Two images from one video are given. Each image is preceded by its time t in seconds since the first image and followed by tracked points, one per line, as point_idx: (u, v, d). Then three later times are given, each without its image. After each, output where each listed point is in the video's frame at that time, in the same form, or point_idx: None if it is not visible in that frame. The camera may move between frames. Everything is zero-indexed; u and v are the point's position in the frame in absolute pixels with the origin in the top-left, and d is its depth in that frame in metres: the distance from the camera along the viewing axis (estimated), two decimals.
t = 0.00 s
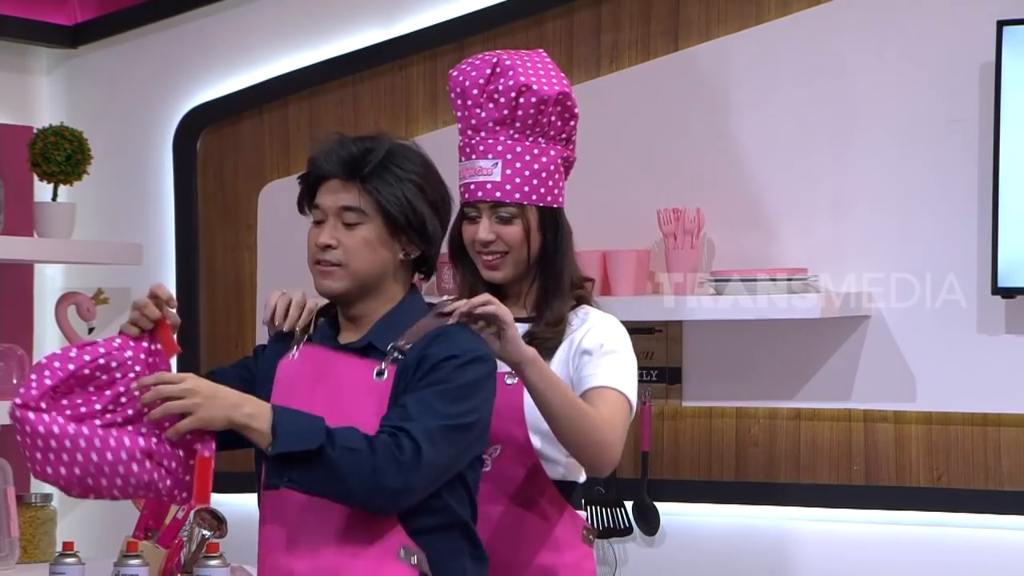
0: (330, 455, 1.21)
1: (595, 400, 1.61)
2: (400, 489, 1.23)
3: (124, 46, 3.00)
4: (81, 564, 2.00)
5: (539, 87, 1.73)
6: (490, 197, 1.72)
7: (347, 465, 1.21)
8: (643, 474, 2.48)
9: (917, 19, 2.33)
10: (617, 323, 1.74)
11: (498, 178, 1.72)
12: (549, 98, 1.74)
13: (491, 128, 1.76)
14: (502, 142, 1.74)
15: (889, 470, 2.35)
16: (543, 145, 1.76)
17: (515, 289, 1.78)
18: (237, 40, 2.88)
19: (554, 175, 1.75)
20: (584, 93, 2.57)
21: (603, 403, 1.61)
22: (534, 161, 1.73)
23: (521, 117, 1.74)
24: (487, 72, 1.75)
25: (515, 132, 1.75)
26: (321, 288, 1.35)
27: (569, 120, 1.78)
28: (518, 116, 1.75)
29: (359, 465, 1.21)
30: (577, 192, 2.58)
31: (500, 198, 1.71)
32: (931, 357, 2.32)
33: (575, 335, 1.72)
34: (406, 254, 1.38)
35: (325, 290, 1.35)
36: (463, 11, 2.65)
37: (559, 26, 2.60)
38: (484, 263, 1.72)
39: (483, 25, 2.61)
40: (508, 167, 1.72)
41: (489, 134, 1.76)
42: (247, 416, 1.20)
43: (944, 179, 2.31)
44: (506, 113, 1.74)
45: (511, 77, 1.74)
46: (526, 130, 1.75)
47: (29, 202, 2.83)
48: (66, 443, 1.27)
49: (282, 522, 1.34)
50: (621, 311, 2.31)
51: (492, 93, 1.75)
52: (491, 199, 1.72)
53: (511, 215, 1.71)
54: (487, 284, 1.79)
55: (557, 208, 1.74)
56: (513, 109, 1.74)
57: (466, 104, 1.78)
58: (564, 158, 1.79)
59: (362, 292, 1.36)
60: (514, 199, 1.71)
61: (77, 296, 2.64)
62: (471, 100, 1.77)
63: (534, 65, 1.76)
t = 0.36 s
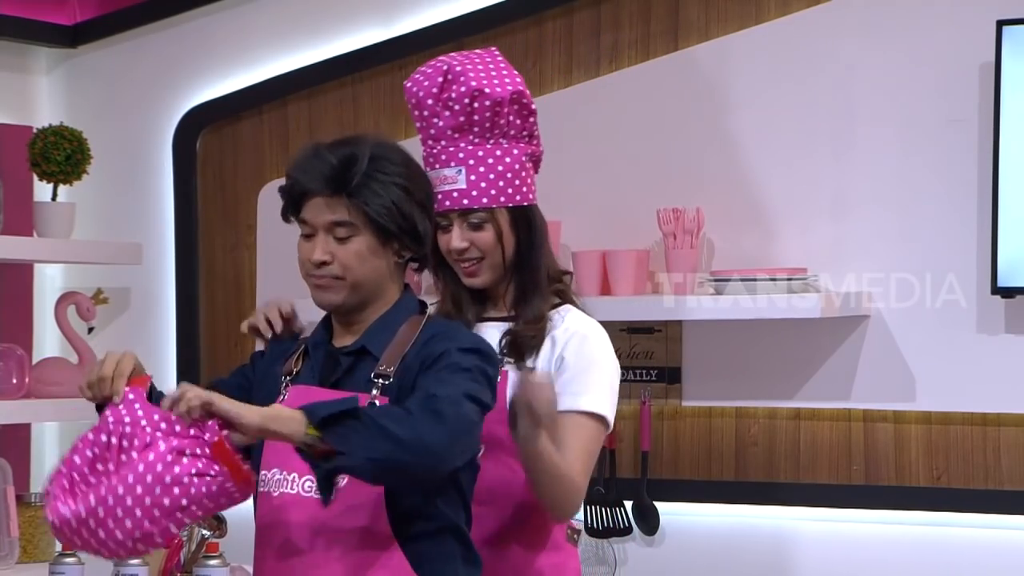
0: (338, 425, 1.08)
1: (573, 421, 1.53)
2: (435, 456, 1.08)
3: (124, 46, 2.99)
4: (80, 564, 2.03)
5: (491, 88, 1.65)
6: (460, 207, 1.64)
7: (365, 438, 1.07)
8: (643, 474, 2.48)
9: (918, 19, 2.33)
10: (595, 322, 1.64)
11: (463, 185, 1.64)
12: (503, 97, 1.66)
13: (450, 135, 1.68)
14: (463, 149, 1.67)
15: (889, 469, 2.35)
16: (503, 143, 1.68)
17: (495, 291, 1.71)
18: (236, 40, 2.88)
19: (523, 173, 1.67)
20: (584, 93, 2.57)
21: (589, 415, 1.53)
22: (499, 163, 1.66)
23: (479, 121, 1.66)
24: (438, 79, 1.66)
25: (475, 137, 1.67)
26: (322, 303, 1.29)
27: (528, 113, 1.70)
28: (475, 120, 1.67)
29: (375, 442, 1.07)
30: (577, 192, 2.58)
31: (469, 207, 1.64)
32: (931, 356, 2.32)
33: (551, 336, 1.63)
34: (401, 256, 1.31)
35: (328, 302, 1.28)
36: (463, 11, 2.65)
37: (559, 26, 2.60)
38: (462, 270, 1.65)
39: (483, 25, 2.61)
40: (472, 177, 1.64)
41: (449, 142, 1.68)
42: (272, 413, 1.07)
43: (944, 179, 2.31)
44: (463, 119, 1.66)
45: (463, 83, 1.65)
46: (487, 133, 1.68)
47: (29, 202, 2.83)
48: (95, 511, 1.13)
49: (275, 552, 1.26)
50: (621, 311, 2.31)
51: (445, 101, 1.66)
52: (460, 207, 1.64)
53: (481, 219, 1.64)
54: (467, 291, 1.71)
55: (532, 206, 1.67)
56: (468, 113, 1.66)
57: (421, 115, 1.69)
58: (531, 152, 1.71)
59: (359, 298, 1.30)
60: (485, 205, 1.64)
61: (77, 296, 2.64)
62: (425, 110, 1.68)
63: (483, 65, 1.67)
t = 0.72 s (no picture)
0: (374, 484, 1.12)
1: (554, 416, 1.49)
2: (440, 540, 1.16)
3: (125, 46, 3.00)
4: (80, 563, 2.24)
5: (461, 75, 1.66)
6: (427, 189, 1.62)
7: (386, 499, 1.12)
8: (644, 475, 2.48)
9: (918, 19, 2.33)
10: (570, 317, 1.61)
11: (428, 169, 1.64)
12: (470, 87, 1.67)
13: (419, 122, 1.69)
14: (431, 135, 1.67)
15: (890, 469, 2.35)
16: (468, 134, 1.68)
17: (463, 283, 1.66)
18: (237, 40, 2.88)
19: (489, 164, 1.66)
20: (585, 93, 2.57)
21: (573, 406, 1.50)
22: (465, 150, 1.65)
23: (447, 108, 1.68)
24: (409, 67, 1.69)
25: (442, 124, 1.68)
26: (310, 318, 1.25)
27: (498, 108, 1.71)
28: (444, 107, 1.68)
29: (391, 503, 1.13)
30: (577, 192, 2.58)
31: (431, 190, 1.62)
32: (931, 357, 2.32)
33: (519, 335, 1.58)
34: (386, 262, 1.27)
35: (316, 321, 1.25)
36: (464, 11, 2.65)
37: (559, 25, 2.61)
38: (426, 259, 1.61)
39: (483, 25, 2.62)
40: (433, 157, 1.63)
41: (418, 129, 1.69)
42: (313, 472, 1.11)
43: (945, 179, 2.31)
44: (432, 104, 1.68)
45: (433, 69, 1.67)
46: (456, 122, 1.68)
47: (30, 202, 2.83)
48: (100, 517, 1.17)
49: (274, 557, 1.28)
50: (621, 311, 2.31)
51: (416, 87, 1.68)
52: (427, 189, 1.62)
53: (445, 206, 1.61)
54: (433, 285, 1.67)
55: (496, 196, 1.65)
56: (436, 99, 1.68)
57: (393, 103, 1.72)
58: (498, 146, 1.71)
59: (350, 310, 1.26)
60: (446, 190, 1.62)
61: (78, 296, 2.64)
62: (396, 98, 1.70)
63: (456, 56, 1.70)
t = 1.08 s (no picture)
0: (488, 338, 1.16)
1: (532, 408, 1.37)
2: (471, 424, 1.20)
3: (140, 46, 3.00)
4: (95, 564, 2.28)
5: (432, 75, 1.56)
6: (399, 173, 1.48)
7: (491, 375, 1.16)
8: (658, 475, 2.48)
9: (933, 19, 2.32)
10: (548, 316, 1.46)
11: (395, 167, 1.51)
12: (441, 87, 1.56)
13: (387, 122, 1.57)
14: (399, 134, 1.55)
15: (905, 469, 2.34)
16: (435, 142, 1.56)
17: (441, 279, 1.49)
18: (252, 40, 2.88)
19: (458, 163, 1.53)
20: (599, 94, 2.57)
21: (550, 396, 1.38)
22: (435, 147, 1.52)
23: (416, 106, 1.55)
24: (377, 68, 1.60)
25: (411, 123, 1.55)
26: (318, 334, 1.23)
27: (467, 109, 1.59)
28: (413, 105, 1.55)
29: (488, 368, 1.16)
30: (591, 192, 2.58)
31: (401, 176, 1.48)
32: (947, 357, 2.31)
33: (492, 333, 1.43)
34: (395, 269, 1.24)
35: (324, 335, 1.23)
36: (479, 11, 2.66)
37: (573, 26, 2.61)
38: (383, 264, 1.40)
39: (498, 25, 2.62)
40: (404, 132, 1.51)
41: (386, 129, 1.57)
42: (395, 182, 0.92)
43: (961, 179, 2.30)
44: (400, 103, 1.56)
45: (402, 66, 1.57)
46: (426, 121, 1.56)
47: (45, 203, 2.84)
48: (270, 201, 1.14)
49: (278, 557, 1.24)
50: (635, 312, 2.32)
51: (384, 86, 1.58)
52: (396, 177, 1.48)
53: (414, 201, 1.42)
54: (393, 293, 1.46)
55: (466, 193, 1.50)
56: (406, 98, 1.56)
57: (361, 105, 1.61)
58: (468, 148, 1.58)
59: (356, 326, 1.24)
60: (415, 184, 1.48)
61: (93, 296, 2.64)
62: (364, 99, 1.60)
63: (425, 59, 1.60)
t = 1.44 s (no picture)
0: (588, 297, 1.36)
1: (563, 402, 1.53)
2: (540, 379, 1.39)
3: (177, 48, 3.02)
4: (135, 564, 2.28)
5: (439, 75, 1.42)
6: (408, 211, 1.39)
7: (574, 331, 1.36)
8: (694, 475, 2.48)
9: (970, 18, 2.31)
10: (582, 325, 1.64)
11: (396, 186, 1.39)
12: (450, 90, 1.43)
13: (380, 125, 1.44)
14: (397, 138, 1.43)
15: (943, 470, 2.32)
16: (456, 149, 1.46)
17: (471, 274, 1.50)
18: (287, 42, 2.89)
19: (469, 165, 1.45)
20: (634, 94, 2.57)
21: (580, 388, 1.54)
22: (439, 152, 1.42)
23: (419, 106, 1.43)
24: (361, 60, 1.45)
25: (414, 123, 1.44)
26: (357, 310, 1.40)
27: (475, 109, 1.48)
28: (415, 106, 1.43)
29: (575, 322, 1.36)
30: (628, 192, 2.58)
31: (413, 214, 1.40)
32: (985, 358, 2.29)
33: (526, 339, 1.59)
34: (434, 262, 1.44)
35: (363, 314, 1.39)
36: (516, 11, 2.66)
37: (610, 25, 2.61)
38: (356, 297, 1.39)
39: (534, 25, 2.62)
40: (408, 165, 1.40)
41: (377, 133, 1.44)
42: None
43: (996, 179, 2.29)
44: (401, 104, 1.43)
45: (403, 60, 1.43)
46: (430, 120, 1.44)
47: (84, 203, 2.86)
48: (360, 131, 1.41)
49: (326, 560, 1.38)
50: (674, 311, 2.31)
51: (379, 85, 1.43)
52: (407, 214, 1.39)
53: (391, 235, 1.39)
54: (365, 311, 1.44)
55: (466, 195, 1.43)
56: (410, 103, 1.39)
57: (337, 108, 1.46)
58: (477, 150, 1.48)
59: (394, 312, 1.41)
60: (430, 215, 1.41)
61: (132, 297, 2.65)
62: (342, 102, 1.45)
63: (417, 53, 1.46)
